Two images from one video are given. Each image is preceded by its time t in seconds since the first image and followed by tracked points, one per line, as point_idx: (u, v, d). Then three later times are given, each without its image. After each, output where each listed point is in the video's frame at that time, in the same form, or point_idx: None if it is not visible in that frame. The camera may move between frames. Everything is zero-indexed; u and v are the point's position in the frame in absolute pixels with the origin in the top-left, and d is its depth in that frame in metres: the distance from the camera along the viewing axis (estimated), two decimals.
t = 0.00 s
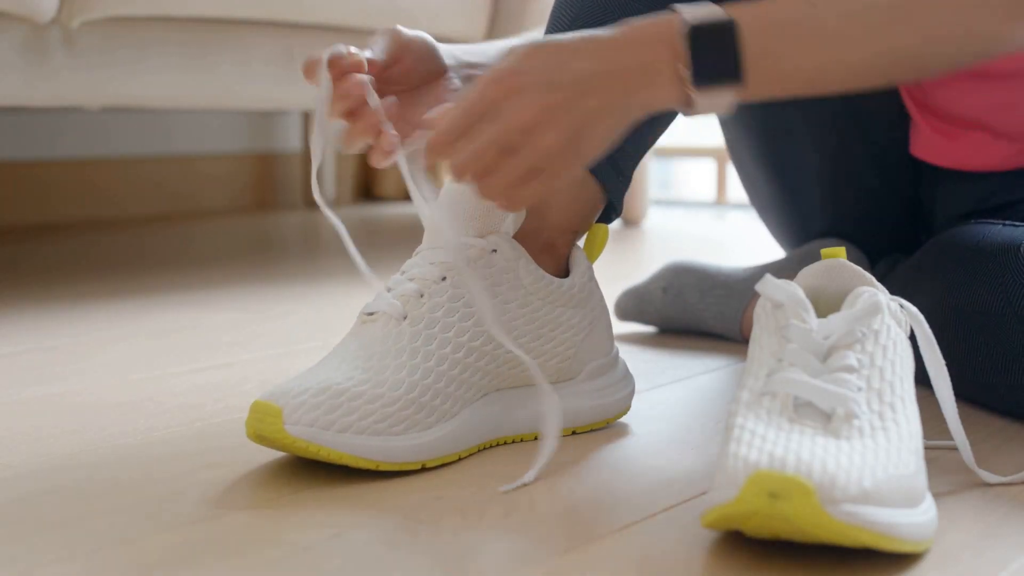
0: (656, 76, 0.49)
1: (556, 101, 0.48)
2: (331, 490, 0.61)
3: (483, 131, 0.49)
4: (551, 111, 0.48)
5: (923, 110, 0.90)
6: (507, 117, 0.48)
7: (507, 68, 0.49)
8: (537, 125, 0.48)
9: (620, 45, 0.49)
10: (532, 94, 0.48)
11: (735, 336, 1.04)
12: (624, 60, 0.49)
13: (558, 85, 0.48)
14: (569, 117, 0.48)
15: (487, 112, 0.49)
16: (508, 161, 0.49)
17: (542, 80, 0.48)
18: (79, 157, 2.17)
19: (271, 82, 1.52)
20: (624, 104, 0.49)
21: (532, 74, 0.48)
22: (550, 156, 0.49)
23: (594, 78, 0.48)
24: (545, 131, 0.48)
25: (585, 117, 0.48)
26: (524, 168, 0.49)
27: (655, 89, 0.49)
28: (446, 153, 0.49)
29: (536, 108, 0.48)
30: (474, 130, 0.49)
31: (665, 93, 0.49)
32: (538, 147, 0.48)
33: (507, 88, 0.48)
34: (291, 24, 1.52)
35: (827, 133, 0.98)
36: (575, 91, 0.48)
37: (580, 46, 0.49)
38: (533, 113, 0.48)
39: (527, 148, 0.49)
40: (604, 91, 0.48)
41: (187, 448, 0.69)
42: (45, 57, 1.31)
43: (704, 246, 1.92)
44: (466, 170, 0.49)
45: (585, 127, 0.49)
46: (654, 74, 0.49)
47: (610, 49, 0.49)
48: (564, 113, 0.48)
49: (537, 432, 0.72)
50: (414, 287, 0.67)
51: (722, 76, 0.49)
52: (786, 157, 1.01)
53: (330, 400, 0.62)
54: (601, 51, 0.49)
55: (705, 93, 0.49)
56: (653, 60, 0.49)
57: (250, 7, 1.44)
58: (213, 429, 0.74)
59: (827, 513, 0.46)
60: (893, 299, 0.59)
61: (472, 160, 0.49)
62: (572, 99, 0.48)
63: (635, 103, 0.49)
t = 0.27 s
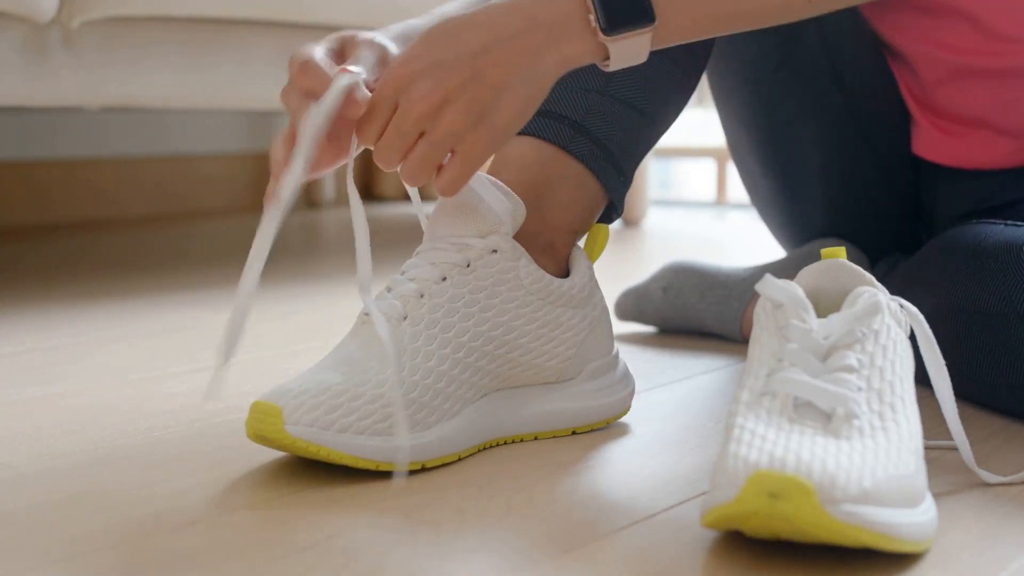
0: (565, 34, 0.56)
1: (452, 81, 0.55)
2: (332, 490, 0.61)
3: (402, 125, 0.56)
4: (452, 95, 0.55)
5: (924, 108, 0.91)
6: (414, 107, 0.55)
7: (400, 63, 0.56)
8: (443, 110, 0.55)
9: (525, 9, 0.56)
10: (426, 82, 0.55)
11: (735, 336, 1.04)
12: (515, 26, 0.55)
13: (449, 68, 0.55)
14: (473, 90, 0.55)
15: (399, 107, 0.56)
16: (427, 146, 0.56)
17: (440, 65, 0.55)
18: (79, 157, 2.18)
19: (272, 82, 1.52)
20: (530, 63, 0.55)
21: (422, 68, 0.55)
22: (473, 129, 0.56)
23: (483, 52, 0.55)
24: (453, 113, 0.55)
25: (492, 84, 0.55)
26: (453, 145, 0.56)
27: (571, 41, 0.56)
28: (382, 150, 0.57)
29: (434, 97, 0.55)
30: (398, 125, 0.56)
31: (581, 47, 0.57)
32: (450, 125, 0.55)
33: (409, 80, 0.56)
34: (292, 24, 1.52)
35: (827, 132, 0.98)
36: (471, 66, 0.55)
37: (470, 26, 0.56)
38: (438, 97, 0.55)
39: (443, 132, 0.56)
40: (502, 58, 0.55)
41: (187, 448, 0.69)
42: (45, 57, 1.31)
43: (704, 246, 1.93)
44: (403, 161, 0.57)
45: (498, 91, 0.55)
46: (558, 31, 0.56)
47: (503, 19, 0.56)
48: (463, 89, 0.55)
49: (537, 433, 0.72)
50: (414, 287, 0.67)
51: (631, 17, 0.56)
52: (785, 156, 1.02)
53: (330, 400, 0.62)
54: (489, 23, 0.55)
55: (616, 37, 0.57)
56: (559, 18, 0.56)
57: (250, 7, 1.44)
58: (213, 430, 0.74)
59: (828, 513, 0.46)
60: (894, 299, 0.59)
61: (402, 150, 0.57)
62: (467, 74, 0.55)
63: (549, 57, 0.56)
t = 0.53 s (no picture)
0: (565, 31, 0.56)
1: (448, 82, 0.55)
2: (332, 490, 0.61)
3: (395, 120, 0.56)
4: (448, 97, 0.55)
5: (923, 109, 0.91)
6: (410, 104, 0.55)
7: (417, 77, 0.55)
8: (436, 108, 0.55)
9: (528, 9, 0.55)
10: (422, 79, 0.55)
11: (735, 336, 1.04)
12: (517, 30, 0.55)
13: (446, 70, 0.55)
14: (470, 92, 0.55)
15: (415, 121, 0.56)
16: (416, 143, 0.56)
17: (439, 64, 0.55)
18: (79, 157, 2.17)
19: (272, 83, 1.52)
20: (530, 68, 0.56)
21: (421, 66, 0.55)
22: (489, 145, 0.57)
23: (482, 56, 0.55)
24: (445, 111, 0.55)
25: (509, 101, 0.56)
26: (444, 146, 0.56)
27: (571, 41, 0.56)
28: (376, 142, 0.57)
29: (430, 97, 0.55)
30: (392, 121, 0.56)
31: (580, 46, 0.57)
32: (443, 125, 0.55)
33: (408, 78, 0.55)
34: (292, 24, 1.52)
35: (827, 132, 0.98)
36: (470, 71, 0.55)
37: (474, 26, 0.55)
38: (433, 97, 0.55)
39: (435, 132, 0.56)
40: (504, 62, 0.55)
41: (187, 448, 0.69)
42: (45, 57, 1.31)
43: (704, 246, 1.92)
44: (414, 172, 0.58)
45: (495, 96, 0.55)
46: (560, 33, 0.56)
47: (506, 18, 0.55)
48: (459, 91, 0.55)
49: (537, 433, 0.72)
50: (414, 287, 0.67)
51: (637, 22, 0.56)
52: (785, 156, 1.02)
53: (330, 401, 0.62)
54: (491, 24, 0.55)
55: (620, 43, 0.57)
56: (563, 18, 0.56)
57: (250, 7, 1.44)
58: (213, 430, 0.74)
59: (827, 513, 0.46)
60: (894, 299, 0.59)
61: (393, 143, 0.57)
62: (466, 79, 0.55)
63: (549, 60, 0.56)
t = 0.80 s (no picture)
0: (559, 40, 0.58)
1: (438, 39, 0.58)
2: (332, 491, 0.61)
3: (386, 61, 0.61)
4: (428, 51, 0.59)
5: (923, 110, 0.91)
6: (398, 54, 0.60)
7: None
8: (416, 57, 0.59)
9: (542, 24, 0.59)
10: None
11: (735, 336, 1.04)
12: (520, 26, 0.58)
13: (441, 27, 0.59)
14: (462, 26, 0.58)
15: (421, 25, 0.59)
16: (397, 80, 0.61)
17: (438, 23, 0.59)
18: (79, 157, 2.17)
19: (272, 83, 1.51)
20: (515, 50, 0.57)
21: (429, 12, 0.59)
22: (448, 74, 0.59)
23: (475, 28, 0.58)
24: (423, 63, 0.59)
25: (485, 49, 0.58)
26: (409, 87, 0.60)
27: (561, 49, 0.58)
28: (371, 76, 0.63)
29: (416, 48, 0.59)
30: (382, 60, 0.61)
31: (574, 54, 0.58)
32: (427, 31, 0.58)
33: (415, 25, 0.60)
34: (291, 24, 1.52)
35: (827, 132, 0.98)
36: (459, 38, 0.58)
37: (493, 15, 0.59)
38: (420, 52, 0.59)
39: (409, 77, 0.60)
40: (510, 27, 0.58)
41: (187, 449, 0.70)
42: (45, 57, 1.31)
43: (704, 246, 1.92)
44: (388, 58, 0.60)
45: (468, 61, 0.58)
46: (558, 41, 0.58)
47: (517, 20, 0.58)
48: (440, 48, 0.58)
49: (537, 433, 0.72)
50: (414, 287, 0.67)
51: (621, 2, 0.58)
52: (785, 156, 1.02)
53: (330, 401, 0.62)
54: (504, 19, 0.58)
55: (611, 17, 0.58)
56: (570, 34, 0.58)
57: (249, 7, 1.43)
58: (213, 430, 0.74)
59: (828, 513, 0.46)
60: (894, 299, 0.59)
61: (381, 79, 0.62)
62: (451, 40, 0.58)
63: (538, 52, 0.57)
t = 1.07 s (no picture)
0: (596, 75, 0.56)
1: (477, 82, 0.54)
2: (332, 491, 0.61)
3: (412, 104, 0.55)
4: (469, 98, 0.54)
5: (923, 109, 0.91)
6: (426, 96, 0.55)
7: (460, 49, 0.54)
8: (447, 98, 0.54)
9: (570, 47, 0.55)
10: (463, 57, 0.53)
11: (735, 336, 1.04)
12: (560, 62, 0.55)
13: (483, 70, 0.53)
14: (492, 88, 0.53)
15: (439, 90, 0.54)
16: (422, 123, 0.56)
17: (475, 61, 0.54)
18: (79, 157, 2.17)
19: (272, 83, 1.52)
20: (562, 100, 0.54)
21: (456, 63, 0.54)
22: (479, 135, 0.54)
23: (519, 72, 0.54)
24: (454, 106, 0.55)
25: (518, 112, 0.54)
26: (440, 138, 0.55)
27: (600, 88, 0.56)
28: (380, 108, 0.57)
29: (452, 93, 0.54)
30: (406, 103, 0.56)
31: (614, 94, 0.56)
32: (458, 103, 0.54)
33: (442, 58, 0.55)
34: (291, 24, 1.52)
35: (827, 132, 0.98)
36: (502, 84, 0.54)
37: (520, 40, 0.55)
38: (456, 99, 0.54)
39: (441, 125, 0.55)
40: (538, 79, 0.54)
41: (187, 448, 0.70)
42: (45, 57, 1.31)
43: (704, 246, 1.92)
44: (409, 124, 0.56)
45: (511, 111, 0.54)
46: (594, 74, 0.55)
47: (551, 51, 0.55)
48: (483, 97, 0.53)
49: (538, 433, 0.72)
50: (414, 287, 0.67)
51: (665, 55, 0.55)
52: (785, 156, 1.02)
53: (330, 401, 0.62)
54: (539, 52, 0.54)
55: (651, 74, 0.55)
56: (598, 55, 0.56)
57: (249, 7, 1.43)
58: (213, 430, 0.74)
59: (828, 513, 0.46)
60: (894, 299, 0.59)
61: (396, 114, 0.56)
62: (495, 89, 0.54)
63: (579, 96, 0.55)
